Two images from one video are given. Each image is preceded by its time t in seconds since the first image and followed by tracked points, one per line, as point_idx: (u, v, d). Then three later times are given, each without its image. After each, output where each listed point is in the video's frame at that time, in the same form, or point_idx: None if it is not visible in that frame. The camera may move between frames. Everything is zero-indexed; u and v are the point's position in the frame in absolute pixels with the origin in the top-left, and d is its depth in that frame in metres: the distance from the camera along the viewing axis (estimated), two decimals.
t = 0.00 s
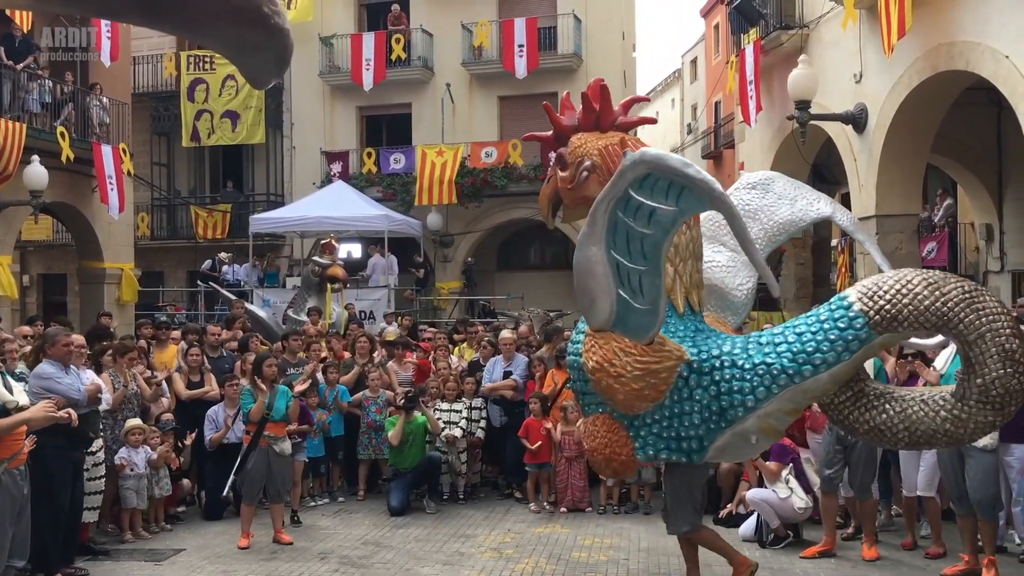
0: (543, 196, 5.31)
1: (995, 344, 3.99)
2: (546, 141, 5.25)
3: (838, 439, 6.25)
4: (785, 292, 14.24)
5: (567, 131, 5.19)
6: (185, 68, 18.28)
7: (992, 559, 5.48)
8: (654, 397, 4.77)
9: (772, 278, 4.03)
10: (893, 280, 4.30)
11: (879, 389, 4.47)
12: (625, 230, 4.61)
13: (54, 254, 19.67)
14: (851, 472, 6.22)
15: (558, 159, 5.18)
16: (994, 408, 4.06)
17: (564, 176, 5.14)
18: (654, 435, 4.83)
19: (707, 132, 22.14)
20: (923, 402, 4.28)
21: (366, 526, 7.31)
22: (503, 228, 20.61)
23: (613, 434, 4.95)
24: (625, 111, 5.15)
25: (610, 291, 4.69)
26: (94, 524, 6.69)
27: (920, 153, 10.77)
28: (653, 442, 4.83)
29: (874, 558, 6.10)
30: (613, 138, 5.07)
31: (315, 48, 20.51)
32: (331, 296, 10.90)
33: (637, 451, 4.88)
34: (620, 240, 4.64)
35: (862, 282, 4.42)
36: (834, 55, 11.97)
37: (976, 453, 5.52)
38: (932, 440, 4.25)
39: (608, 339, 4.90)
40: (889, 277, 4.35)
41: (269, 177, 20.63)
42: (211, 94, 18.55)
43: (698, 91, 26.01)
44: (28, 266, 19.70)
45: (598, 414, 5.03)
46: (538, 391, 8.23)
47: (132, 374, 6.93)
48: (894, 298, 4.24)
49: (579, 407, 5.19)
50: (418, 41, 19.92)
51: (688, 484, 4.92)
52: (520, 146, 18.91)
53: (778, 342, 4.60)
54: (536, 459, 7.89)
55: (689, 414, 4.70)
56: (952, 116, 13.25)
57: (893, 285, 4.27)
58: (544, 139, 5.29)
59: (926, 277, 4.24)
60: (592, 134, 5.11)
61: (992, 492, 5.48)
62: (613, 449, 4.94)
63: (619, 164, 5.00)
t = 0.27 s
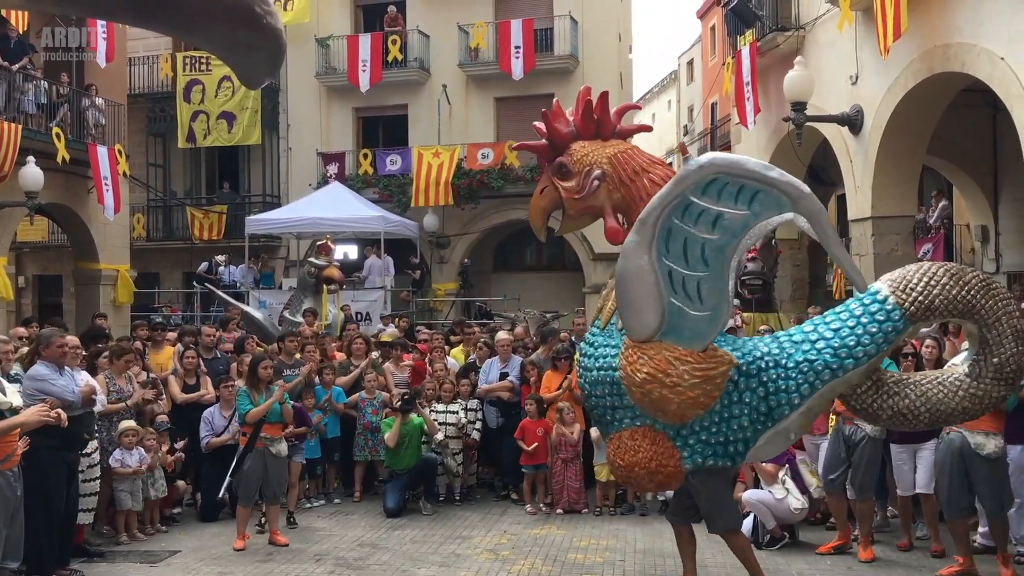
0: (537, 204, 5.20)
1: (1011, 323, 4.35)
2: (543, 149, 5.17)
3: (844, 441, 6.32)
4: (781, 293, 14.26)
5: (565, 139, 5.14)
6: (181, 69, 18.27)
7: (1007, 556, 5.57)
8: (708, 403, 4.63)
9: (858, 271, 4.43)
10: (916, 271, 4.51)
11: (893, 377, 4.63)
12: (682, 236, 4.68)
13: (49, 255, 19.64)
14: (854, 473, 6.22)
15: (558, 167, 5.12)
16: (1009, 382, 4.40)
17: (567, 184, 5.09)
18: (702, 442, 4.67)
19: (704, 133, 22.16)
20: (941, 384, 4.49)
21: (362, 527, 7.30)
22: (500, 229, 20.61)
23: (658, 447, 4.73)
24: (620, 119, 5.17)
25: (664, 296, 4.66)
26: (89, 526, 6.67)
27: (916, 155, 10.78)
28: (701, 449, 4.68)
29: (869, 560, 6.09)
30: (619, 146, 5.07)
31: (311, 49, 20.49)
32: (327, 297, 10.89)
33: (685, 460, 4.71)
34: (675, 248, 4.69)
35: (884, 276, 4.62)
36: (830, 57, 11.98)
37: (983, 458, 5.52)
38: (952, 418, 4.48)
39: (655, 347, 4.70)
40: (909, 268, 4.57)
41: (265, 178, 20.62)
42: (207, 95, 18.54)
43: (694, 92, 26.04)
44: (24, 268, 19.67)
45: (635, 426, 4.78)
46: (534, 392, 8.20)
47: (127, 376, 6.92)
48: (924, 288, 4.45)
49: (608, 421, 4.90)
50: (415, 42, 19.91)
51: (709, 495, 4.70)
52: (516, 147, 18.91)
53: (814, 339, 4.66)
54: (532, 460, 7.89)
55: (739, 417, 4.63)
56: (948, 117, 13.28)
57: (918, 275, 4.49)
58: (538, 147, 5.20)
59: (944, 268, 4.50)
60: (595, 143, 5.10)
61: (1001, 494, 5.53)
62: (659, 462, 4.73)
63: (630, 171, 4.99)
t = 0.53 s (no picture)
0: (538, 215, 4.68)
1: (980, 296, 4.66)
2: (541, 155, 4.70)
3: (841, 441, 6.28)
4: (777, 294, 14.27)
5: (563, 143, 4.71)
6: (177, 70, 18.27)
7: (1000, 559, 5.60)
8: (744, 399, 4.48)
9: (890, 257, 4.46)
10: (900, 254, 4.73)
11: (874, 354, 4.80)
12: (722, 235, 4.45)
13: (45, 256, 19.61)
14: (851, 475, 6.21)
15: (560, 173, 4.69)
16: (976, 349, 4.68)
17: (572, 191, 4.66)
18: (736, 438, 4.51)
19: (700, 135, 22.18)
20: (919, 357, 4.71)
21: (358, 528, 7.30)
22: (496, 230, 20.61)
23: (696, 449, 4.48)
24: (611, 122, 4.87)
25: (702, 297, 4.41)
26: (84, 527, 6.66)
27: (912, 155, 10.79)
28: (736, 446, 4.52)
29: (864, 561, 6.11)
30: (620, 148, 4.75)
31: (307, 50, 20.48)
32: (323, 298, 10.89)
33: (721, 458, 4.52)
34: (713, 247, 4.45)
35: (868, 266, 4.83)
36: (826, 58, 12.00)
37: (984, 463, 5.53)
38: (931, 388, 4.72)
39: (695, 348, 4.44)
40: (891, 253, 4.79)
41: (261, 179, 20.60)
42: (203, 96, 18.54)
43: (691, 93, 26.09)
44: (20, 268, 19.65)
45: (670, 430, 4.48)
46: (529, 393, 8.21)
47: (123, 376, 6.91)
48: (914, 268, 4.65)
49: (634, 428, 4.56)
50: (411, 43, 19.92)
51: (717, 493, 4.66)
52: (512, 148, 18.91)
53: (821, 327, 4.69)
54: (528, 461, 7.88)
55: (768, 410, 4.53)
56: (943, 118, 13.30)
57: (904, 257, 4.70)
58: (532, 152, 4.71)
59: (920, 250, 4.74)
60: (596, 146, 4.73)
61: (996, 496, 5.54)
62: (698, 465, 4.48)
63: (637, 174, 4.68)
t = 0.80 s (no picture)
0: (537, 227, 4.54)
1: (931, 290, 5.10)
2: (539, 164, 4.53)
3: (842, 441, 6.27)
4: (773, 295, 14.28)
5: (561, 150, 4.56)
6: (173, 70, 18.26)
7: (996, 559, 5.56)
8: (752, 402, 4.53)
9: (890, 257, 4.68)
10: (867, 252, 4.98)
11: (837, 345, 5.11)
12: (736, 242, 4.48)
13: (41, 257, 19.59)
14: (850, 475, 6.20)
15: (560, 183, 4.55)
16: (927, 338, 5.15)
17: (573, 201, 4.54)
18: (742, 440, 4.56)
19: (696, 135, 22.20)
20: (877, 345, 5.10)
21: (354, 528, 7.29)
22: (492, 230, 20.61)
23: (707, 454, 4.49)
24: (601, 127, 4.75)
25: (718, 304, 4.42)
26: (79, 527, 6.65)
27: (908, 155, 10.81)
28: (742, 447, 4.58)
29: (860, 561, 6.12)
30: (615, 155, 4.65)
31: (304, 51, 20.47)
32: (319, 299, 10.88)
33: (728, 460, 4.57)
34: (728, 254, 4.47)
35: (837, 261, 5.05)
36: (822, 59, 12.02)
37: (980, 463, 5.51)
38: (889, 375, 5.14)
39: (709, 356, 4.44)
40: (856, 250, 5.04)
41: (257, 179, 20.59)
42: (199, 96, 18.54)
43: (687, 94, 26.12)
44: (15, 269, 19.62)
45: (682, 439, 4.47)
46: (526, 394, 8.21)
47: (118, 377, 6.90)
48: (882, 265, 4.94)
49: (643, 437, 4.50)
50: (408, 44, 19.92)
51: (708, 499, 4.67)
52: (509, 149, 18.92)
53: (807, 325, 4.82)
54: (525, 461, 7.87)
55: (770, 409, 4.61)
56: (939, 119, 13.33)
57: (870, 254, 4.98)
58: (530, 161, 4.54)
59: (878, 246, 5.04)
60: (593, 153, 4.61)
61: (991, 495, 5.54)
62: (709, 469, 4.50)
63: (635, 182, 4.59)
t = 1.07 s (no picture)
0: (529, 218, 4.52)
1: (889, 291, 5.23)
2: (532, 155, 4.51)
3: (841, 441, 6.26)
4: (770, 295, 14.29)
5: (553, 142, 4.55)
6: (170, 70, 18.24)
7: (991, 556, 5.56)
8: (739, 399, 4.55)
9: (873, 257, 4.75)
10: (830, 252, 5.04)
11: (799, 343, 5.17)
12: (732, 237, 4.51)
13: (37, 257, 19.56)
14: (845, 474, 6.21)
15: (552, 175, 4.54)
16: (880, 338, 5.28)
17: (566, 193, 4.52)
18: (727, 438, 4.60)
19: (693, 136, 22.22)
20: (836, 344, 5.18)
21: (350, 529, 7.29)
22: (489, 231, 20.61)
23: (695, 452, 4.51)
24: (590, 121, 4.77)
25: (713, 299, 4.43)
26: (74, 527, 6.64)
27: (904, 156, 10.82)
28: (726, 445, 4.62)
29: (855, 561, 6.12)
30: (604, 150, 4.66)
31: (300, 51, 20.45)
32: (316, 299, 10.88)
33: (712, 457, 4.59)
34: (724, 249, 4.49)
35: (803, 261, 5.09)
36: (818, 60, 12.03)
37: (969, 461, 5.52)
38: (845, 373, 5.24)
39: (702, 353, 4.45)
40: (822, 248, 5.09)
41: (254, 180, 20.57)
42: (196, 96, 18.52)
43: (684, 95, 26.13)
44: (12, 269, 19.59)
45: (672, 437, 4.46)
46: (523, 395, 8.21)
47: (114, 377, 6.89)
48: (846, 265, 5.01)
49: (631, 436, 4.48)
50: (404, 44, 19.92)
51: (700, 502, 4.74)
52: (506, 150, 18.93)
53: (778, 323, 4.84)
54: (521, 462, 7.86)
55: (752, 406, 4.65)
56: (935, 120, 13.35)
57: (837, 255, 5.03)
58: (523, 151, 4.52)
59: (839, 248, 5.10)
60: (585, 147, 4.61)
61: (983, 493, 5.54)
62: (696, 467, 4.50)
63: (625, 177, 4.62)
